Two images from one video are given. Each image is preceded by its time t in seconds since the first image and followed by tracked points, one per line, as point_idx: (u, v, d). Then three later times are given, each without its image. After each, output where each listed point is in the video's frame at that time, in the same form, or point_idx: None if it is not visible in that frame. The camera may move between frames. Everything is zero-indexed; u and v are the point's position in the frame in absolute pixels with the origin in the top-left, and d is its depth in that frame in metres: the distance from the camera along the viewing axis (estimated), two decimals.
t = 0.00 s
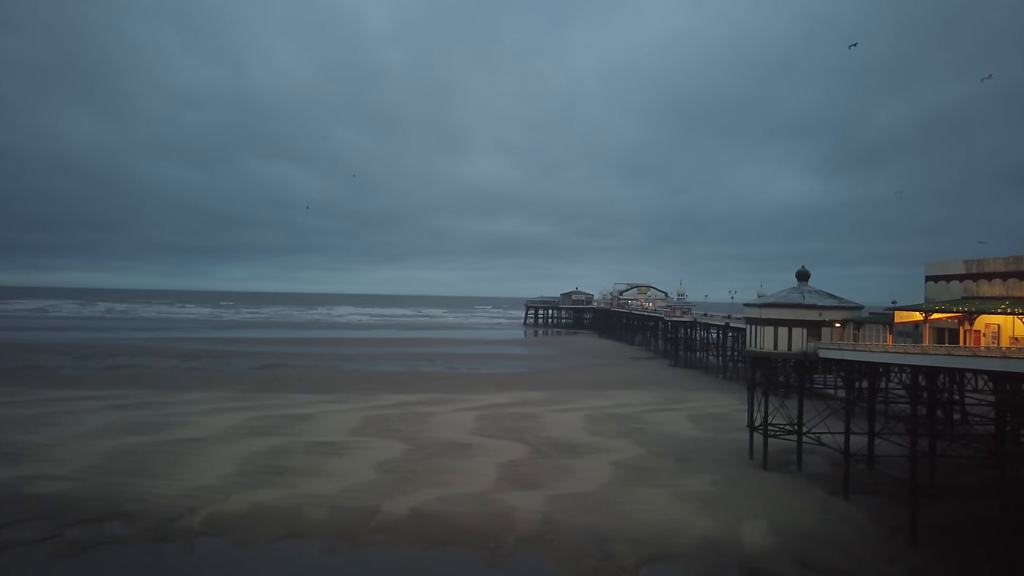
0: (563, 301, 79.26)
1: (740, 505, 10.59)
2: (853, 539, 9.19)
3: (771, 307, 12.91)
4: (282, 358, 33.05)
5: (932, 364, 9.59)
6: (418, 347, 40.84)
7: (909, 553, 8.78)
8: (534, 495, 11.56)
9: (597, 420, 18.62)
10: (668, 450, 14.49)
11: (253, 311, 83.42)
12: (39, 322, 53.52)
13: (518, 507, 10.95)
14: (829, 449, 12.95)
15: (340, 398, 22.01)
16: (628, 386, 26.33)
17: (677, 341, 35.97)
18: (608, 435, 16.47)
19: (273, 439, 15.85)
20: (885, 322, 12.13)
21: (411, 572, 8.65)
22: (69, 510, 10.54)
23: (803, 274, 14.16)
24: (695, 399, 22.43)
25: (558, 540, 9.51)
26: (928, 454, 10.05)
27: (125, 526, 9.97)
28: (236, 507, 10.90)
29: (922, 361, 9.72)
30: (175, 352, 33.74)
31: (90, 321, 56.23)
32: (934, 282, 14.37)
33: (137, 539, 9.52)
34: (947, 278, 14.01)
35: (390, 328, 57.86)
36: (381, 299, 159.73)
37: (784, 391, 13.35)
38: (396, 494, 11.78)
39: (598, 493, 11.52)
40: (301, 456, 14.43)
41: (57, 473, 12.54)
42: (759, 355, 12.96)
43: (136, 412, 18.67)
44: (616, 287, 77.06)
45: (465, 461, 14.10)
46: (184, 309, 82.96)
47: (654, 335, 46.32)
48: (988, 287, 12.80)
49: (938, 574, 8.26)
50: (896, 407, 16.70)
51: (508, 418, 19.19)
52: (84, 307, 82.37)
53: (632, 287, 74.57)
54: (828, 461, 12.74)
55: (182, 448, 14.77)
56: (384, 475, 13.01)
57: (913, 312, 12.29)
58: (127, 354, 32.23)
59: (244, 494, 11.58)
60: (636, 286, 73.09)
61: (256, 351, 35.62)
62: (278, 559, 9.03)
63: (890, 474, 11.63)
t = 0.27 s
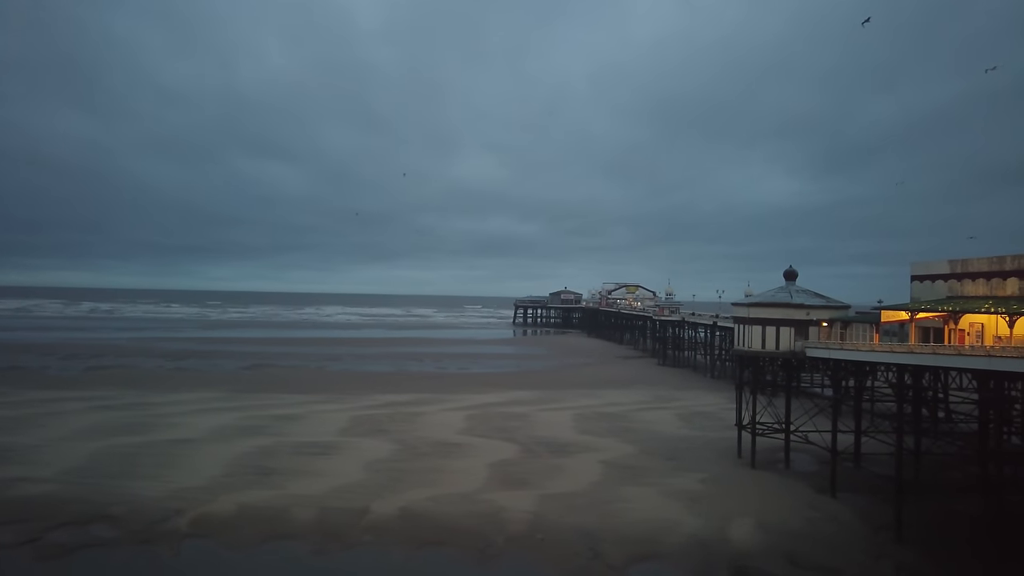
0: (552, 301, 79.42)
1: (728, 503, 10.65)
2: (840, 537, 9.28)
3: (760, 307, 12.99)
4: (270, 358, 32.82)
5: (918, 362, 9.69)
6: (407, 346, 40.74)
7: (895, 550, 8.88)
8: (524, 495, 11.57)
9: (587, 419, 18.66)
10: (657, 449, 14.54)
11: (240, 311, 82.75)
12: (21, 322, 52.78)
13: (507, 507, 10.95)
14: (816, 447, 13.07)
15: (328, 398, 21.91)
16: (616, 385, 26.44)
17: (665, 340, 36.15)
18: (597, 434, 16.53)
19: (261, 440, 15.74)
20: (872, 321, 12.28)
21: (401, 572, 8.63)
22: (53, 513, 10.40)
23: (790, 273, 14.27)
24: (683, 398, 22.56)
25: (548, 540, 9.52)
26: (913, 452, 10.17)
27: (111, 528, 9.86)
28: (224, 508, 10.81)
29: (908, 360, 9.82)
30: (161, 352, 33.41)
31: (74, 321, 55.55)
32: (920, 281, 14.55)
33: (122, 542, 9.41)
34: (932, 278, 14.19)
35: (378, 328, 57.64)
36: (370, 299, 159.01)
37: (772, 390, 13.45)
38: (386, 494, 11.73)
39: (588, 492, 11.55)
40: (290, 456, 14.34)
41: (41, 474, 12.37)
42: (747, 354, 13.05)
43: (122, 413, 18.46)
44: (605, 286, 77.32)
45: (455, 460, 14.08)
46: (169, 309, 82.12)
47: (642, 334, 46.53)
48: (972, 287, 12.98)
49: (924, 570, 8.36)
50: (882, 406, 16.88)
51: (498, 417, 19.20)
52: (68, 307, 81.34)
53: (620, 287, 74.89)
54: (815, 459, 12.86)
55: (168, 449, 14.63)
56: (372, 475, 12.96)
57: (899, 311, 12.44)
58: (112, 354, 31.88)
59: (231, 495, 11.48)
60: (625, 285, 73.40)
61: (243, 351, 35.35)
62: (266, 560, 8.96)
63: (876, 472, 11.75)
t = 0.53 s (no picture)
0: (546, 300, 79.45)
1: (722, 502, 10.67)
2: (833, 535, 9.32)
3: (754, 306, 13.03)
4: (264, 357, 32.70)
5: (911, 361, 9.74)
6: (402, 346, 40.70)
7: (888, 548, 8.92)
8: (518, 494, 11.57)
9: (582, 418, 18.68)
10: (651, 447, 14.56)
11: (233, 310, 82.39)
12: (12, 321, 52.41)
13: (502, 506, 10.94)
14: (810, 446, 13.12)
15: (323, 398, 21.86)
16: (611, 383, 26.49)
17: (659, 339, 36.23)
18: (592, 433, 16.54)
19: (255, 440, 15.68)
20: (865, 320, 12.34)
21: (396, 571, 8.62)
22: (44, 513, 10.32)
23: (784, 272, 14.31)
24: (677, 397, 22.62)
25: (543, 539, 9.52)
26: (906, 450, 10.22)
27: (103, 529, 9.80)
28: (217, 508, 10.76)
29: (901, 358, 9.86)
30: (154, 352, 33.24)
31: (67, 321, 55.25)
32: (913, 280, 14.66)
33: (114, 542, 9.35)
34: (925, 277, 14.30)
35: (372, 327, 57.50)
36: (364, 298, 158.54)
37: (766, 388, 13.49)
38: (381, 494, 11.70)
39: (582, 491, 11.55)
40: (284, 456, 14.29)
41: (32, 475, 12.28)
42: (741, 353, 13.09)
43: (114, 412, 18.35)
44: (599, 285, 77.43)
45: (449, 460, 14.06)
46: (162, 308, 81.68)
47: (636, 333, 46.64)
48: (964, 285, 13.06)
49: (917, 567, 8.41)
50: (875, 404, 16.98)
51: (493, 416, 19.19)
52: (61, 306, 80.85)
53: (614, 286, 75.04)
54: (809, 457, 12.91)
55: (161, 449, 14.56)
56: (367, 474, 12.92)
57: (892, 310, 12.51)
58: (104, 354, 31.69)
59: (225, 495, 11.42)
60: (619, 285, 73.54)
61: (237, 351, 35.22)
62: (260, 560, 8.92)
63: (869, 470, 11.81)
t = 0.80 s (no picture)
0: (545, 300, 79.46)
1: (721, 501, 10.66)
2: (832, 534, 9.31)
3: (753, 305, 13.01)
4: (263, 356, 32.66)
5: (910, 360, 9.73)
6: (400, 345, 40.70)
7: (887, 547, 8.92)
8: (517, 493, 11.56)
9: (581, 417, 18.67)
10: (650, 446, 14.56)
11: (232, 310, 82.32)
12: (10, 320, 52.34)
13: (501, 505, 10.93)
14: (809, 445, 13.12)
15: (322, 397, 21.82)
16: (610, 383, 26.48)
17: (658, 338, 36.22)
18: (591, 432, 16.54)
19: (254, 439, 15.65)
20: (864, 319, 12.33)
21: (395, 571, 8.60)
22: (41, 513, 10.30)
23: (784, 272, 14.31)
24: (676, 396, 22.61)
25: (543, 538, 9.51)
26: (905, 450, 10.21)
27: (100, 528, 9.78)
28: (216, 508, 10.74)
29: (900, 357, 9.86)
30: (153, 351, 33.20)
31: (65, 320, 54.99)
32: (912, 279, 14.65)
33: (111, 542, 9.33)
34: (924, 276, 14.28)
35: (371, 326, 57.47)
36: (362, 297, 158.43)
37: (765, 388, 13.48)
38: (379, 493, 11.69)
39: (581, 490, 11.54)
40: (282, 455, 14.28)
41: (30, 474, 12.26)
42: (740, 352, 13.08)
43: (113, 411, 18.32)
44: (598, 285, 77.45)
45: (448, 459, 14.04)
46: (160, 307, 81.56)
47: (635, 332, 46.64)
48: (964, 285, 13.05)
49: (915, 567, 8.41)
50: (874, 403, 16.98)
51: (492, 415, 19.18)
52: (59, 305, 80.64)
53: (613, 285, 75.07)
54: (808, 457, 12.90)
55: (159, 448, 14.53)
56: (366, 473, 12.90)
57: (892, 309, 12.51)
58: (103, 353, 31.64)
59: (223, 495, 11.40)
60: (618, 284, 73.56)
61: (236, 350, 35.21)
62: (259, 560, 8.90)
63: (868, 469, 11.81)
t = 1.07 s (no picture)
0: (545, 299, 79.43)
1: (721, 501, 10.66)
2: (832, 534, 9.31)
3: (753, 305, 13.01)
4: (262, 356, 32.62)
5: (910, 360, 9.73)
6: (400, 344, 40.68)
7: (887, 547, 8.91)
8: (517, 493, 11.55)
9: (581, 417, 18.66)
10: (650, 446, 14.55)
11: (232, 309, 82.28)
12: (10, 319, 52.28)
13: (501, 505, 10.91)
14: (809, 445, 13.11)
15: (321, 397, 21.80)
16: (610, 382, 26.47)
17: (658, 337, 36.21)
18: (591, 431, 16.52)
19: (254, 439, 15.63)
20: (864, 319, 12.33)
21: (395, 571, 8.59)
22: (40, 512, 10.29)
23: (784, 271, 14.30)
24: (676, 396, 22.60)
25: (543, 538, 9.50)
26: (905, 449, 10.20)
27: (100, 528, 9.77)
28: (216, 507, 10.73)
29: (901, 357, 9.85)
30: (152, 350, 33.18)
31: (65, 319, 54.96)
32: (912, 279, 14.64)
33: (111, 542, 9.31)
34: (924, 275, 14.28)
35: (371, 326, 57.43)
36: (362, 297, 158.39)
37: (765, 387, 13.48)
38: (380, 493, 11.68)
39: (581, 490, 11.54)
40: (282, 454, 14.27)
41: (30, 474, 12.24)
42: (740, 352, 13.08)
43: (112, 411, 18.30)
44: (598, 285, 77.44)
45: (449, 459, 14.03)
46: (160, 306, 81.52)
47: (635, 331, 46.61)
48: (964, 284, 13.05)
49: (915, 567, 8.41)
50: (874, 403, 16.97)
51: (492, 415, 19.17)
52: (58, 304, 80.58)
53: (613, 285, 75.07)
54: (808, 457, 12.90)
55: (158, 447, 14.52)
56: (366, 473, 12.89)
57: (892, 309, 12.51)
58: (102, 352, 31.60)
59: (223, 494, 11.39)
60: (618, 284, 73.55)
61: (236, 349, 35.19)
62: (258, 559, 8.89)
63: (869, 469, 11.80)
